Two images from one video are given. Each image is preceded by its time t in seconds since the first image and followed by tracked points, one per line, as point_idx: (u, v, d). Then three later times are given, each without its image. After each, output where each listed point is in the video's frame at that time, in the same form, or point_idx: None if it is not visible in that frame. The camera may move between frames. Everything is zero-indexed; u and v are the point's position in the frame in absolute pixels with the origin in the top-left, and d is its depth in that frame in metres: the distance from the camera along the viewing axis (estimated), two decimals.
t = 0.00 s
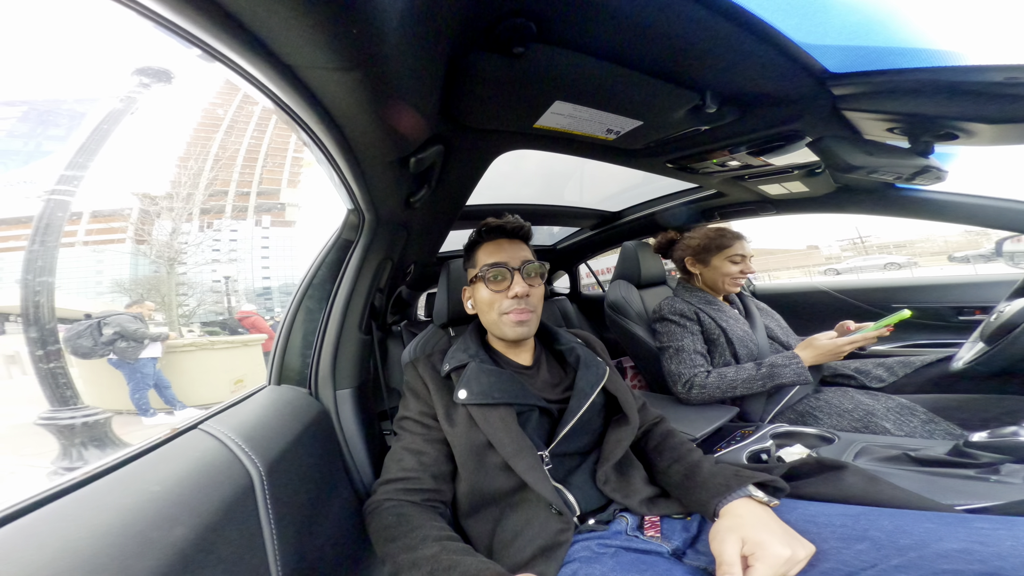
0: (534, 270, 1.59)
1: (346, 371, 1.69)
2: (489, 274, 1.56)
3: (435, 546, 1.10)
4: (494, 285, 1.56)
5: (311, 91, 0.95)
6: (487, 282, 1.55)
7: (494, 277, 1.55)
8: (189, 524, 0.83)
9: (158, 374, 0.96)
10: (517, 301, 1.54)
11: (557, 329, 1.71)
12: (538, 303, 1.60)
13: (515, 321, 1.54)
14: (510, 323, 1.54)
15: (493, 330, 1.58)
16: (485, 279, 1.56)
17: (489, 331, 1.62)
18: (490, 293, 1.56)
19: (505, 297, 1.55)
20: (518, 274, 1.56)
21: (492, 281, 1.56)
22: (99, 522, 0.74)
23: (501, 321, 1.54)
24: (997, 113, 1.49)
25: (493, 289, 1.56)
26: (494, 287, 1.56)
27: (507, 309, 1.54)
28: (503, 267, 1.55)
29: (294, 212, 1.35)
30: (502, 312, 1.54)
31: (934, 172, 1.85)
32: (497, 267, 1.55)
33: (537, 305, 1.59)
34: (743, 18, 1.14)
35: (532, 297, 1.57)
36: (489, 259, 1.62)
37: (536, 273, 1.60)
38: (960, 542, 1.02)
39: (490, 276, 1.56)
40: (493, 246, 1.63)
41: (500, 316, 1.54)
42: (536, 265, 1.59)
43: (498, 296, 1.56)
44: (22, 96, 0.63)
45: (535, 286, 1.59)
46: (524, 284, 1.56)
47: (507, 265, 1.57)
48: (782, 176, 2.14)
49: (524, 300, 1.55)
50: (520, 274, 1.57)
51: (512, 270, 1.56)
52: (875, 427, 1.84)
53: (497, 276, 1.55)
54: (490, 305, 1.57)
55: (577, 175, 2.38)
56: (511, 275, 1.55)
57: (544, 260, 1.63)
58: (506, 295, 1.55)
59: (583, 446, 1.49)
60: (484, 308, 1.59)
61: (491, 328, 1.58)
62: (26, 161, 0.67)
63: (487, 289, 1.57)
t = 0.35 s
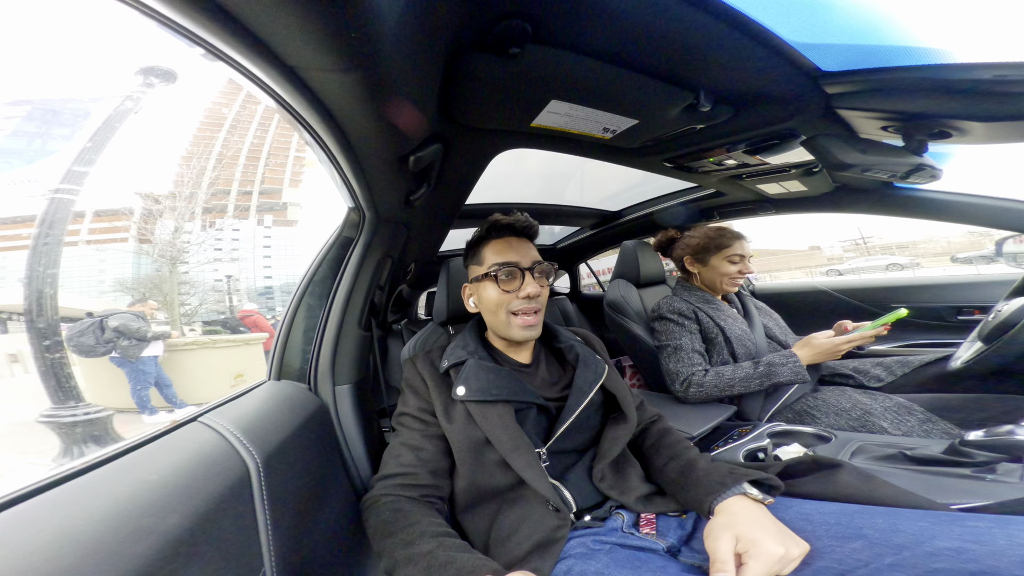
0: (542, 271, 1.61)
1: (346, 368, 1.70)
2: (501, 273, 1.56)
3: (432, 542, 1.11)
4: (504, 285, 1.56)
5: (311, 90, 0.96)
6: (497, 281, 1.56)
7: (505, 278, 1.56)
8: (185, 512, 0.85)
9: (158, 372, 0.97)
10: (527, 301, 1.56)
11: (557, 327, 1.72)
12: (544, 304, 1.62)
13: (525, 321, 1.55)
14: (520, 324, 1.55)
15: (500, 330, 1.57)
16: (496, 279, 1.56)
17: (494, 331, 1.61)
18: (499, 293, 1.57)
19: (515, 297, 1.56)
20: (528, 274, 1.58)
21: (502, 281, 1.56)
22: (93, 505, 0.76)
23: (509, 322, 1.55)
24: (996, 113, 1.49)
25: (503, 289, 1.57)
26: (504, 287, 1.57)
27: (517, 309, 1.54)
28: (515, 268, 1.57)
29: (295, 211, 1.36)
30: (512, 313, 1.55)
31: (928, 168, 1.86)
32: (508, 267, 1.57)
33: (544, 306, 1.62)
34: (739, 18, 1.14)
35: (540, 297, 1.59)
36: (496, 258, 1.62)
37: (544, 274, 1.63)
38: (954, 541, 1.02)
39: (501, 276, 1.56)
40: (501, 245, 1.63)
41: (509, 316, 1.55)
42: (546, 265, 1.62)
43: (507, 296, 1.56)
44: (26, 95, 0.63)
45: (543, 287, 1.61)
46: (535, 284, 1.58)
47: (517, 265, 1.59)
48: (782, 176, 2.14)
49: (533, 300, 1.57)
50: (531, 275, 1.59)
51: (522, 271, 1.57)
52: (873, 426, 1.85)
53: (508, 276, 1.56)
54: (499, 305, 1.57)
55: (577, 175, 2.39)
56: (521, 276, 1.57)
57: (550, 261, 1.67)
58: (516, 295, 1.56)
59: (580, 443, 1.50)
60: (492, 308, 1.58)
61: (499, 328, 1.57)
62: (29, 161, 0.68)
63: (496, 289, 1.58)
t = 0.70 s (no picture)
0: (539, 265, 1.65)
1: (349, 369, 1.70)
2: (500, 266, 1.58)
3: (436, 545, 1.10)
4: (505, 278, 1.58)
5: (316, 90, 0.96)
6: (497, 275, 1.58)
7: (505, 269, 1.58)
8: (191, 522, 0.84)
9: (160, 373, 0.97)
10: (527, 292, 1.57)
11: (559, 330, 1.72)
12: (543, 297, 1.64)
13: (526, 311, 1.55)
14: (522, 313, 1.55)
15: (502, 323, 1.57)
16: (496, 272, 1.58)
17: (496, 327, 1.61)
18: (500, 286, 1.58)
19: (516, 288, 1.57)
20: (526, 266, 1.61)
21: (502, 274, 1.58)
22: (97, 514, 0.75)
23: (511, 313, 1.55)
24: (1002, 114, 1.48)
25: (502, 281, 1.58)
26: (504, 280, 1.58)
27: (518, 300, 1.56)
28: (514, 259, 1.59)
29: (297, 211, 1.36)
30: (514, 303, 1.56)
31: (938, 172, 1.84)
32: (507, 259, 1.59)
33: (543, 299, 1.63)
34: (746, 19, 1.14)
35: (538, 289, 1.61)
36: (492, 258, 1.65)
37: (540, 267, 1.66)
38: (961, 544, 1.02)
39: (501, 269, 1.58)
40: (496, 244, 1.67)
41: (511, 307, 1.56)
42: (542, 259, 1.65)
43: (508, 288, 1.58)
44: (30, 95, 0.63)
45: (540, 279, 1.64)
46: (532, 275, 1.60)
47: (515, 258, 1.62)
48: (786, 177, 2.14)
49: (532, 291, 1.59)
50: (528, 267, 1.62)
51: (521, 262, 1.60)
52: (878, 429, 1.84)
53: (507, 268, 1.58)
54: (500, 297, 1.58)
55: (580, 175, 2.38)
56: (520, 267, 1.59)
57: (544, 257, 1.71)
58: (516, 287, 1.57)
59: (583, 446, 1.49)
60: (494, 301, 1.59)
61: (501, 321, 1.57)
62: (33, 161, 0.67)
63: (496, 283, 1.59)
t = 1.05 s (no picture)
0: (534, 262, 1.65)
1: (351, 371, 1.70)
2: (495, 265, 1.59)
3: (438, 547, 1.10)
4: (500, 277, 1.59)
5: (321, 89, 0.95)
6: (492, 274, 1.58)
7: (499, 268, 1.59)
8: (196, 527, 0.83)
9: (161, 370, 0.97)
10: (522, 287, 1.57)
11: (561, 332, 1.72)
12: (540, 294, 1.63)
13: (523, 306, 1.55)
14: (518, 308, 1.54)
15: (499, 321, 1.56)
16: (491, 271, 1.59)
17: (495, 326, 1.60)
18: (495, 283, 1.58)
19: (511, 285, 1.57)
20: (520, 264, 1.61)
21: (497, 273, 1.59)
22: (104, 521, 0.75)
23: (508, 308, 1.55)
24: (1008, 115, 1.48)
25: (498, 280, 1.59)
26: (500, 278, 1.59)
27: (514, 295, 1.55)
28: (507, 258, 1.60)
29: (299, 211, 1.36)
30: (509, 298, 1.55)
31: (949, 175, 1.85)
32: (501, 258, 1.60)
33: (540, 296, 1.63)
34: (753, 18, 1.13)
35: (534, 286, 1.61)
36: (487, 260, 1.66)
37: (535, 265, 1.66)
38: (966, 548, 1.01)
39: (495, 268, 1.59)
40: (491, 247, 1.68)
41: (507, 302, 1.55)
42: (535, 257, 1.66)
43: (503, 285, 1.58)
44: (32, 94, 0.63)
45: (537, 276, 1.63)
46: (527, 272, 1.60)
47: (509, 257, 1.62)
48: (790, 179, 2.13)
49: (528, 287, 1.58)
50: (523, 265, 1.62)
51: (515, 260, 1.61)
52: (882, 431, 1.83)
53: (502, 266, 1.58)
54: (496, 295, 1.58)
55: (582, 176, 2.38)
56: (514, 264, 1.59)
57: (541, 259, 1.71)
58: (512, 283, 1.57)
59: (586, 448, 1.49)
60: (490, 300, 1.59)
61: (498, 319, 1.57)
62: (38, 159, 0.67)
63: (492, 282, 1.59)
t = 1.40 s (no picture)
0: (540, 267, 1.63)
1: (352, 369, 1.70)
2: (501, 270, 1.57)
3: (436, 545, 1.10)
4: (505, 281, 1.58)
5: (324, 88, 0.96)
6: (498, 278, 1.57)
7: (506, 273, 1.57)
8: (193, 520, 0.84)
9: (161, 369, 0.97)
10: (528, 296, 1.56)
11: (561, 331, 1.72)
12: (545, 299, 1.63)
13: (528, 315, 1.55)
14: (524, 318, 1.55)
15: (504, 328, 1.57)
16: (496, 275, 1.57)
17: (498, 329, 1.61)
18: (501, 289, 1.57)
19: (517, 292, 1.57)
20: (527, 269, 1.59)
21: (503, 277, 1.57)
22: (103, 516, 0.75)
23: (514, 317, 1.55)
24: (1007, 117, 1.48)
25: (504, 285, 1.57)
26: (505, 283, 1.58)
27: (519, 304, 1.55)
28: (514, 262, 1.58)
29: (301, 210, 1.36)
30: (516, 307, 1.55)
31: (947, 175, 1.86)
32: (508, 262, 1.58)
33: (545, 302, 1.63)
34: (750, 20, 1.14)
35: (540, 292, 1.60)
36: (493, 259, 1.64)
37: (542, 269, 1.64)
38: (961, 548, 1.02)
39: (501, 272, 1.57)
40: (496, 245, 1.66)
41: (514, 311, 1.55)
42: (543, 260, 1.63)
43: (509, 292, 1.57)
44: (36, 93, 0.63)
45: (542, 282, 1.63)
46: (534, 279, 1.59)
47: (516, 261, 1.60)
48: (791, 180, 2.14)
49: (534, 295, 1.58)
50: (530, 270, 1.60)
51: (522, 265, 1.59)
52: (881, 432, 1.83)
53: (508, 271, 1.57)
54: (501, 301, 1.57)
55: (583, 177, 2.39)
56: (520, 270, 1.58)
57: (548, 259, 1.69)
58: (518, 290, 1.56)
59: (585, 448, 1.49)
60: (495, 305, 1.58)
61: (502, 324, 1.57)
62: (40, 158, 0.68)
63: (496, 285, 1.59)
